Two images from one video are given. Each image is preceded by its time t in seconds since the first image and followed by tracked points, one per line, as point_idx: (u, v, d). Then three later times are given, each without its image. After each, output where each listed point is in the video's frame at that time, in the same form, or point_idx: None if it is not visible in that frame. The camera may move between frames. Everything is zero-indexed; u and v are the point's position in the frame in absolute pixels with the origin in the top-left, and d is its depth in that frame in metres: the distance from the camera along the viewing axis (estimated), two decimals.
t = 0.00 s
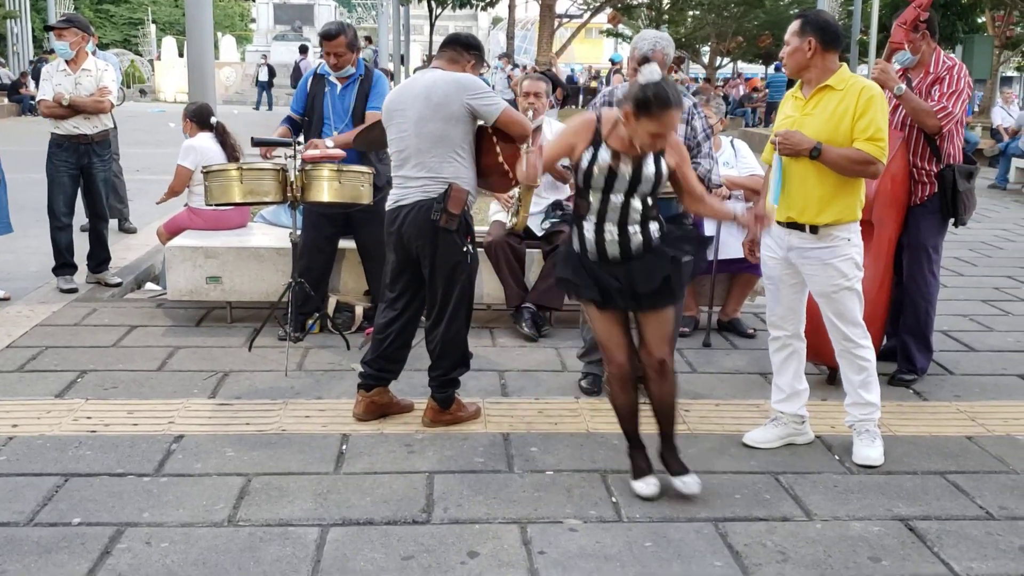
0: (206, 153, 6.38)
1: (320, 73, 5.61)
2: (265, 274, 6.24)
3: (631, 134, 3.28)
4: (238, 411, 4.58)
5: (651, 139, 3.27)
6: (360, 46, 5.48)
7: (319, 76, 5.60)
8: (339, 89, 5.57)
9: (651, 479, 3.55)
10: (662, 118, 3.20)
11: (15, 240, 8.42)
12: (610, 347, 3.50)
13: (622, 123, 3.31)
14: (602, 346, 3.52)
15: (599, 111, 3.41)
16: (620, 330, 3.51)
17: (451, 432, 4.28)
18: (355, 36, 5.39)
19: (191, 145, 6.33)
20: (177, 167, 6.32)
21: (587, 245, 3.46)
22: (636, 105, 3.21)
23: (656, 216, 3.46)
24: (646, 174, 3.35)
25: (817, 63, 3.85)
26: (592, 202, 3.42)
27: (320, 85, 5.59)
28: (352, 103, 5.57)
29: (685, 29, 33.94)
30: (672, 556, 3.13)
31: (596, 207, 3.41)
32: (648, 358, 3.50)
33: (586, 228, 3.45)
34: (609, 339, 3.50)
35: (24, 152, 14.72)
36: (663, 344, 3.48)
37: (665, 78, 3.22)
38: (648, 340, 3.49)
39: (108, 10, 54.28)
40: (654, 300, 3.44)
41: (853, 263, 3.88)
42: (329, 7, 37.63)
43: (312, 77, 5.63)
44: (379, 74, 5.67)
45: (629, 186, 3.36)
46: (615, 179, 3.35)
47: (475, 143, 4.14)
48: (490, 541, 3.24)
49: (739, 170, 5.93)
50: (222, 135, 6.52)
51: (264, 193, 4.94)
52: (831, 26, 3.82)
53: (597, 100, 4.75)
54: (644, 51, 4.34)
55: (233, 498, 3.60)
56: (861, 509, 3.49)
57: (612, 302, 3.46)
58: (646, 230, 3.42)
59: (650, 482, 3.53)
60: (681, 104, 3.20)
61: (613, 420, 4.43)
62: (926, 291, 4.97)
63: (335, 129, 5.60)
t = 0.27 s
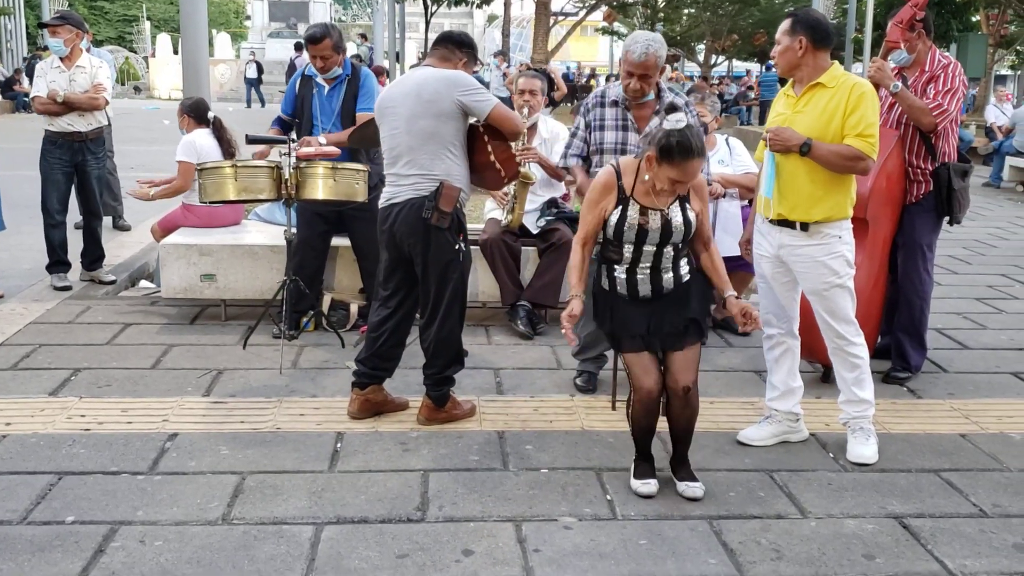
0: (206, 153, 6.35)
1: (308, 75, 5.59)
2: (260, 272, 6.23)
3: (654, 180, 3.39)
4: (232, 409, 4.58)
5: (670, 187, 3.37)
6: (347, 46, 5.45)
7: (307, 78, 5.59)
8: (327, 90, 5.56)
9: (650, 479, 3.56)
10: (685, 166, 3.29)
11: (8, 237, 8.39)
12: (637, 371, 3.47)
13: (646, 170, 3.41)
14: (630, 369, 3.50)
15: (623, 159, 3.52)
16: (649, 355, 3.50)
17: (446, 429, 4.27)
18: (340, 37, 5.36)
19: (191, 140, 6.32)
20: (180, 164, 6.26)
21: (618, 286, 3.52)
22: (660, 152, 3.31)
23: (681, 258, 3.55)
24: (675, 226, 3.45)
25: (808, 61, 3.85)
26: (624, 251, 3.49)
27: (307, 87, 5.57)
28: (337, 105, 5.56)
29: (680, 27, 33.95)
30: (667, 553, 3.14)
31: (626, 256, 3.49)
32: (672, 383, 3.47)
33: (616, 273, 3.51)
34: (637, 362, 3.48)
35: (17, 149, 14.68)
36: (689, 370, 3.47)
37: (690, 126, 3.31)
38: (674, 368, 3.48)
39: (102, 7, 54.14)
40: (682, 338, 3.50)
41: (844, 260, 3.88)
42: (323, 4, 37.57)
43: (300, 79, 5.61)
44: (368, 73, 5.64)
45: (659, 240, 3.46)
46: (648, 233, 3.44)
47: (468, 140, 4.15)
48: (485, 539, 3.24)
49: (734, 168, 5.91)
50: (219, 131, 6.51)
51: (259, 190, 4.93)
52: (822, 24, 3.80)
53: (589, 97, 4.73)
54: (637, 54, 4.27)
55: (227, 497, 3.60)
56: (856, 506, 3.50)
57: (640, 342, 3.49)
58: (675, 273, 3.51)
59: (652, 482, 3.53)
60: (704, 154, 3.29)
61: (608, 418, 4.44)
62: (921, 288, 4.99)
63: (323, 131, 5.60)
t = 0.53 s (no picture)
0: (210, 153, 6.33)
1: (302, 71, 5.56)
2: (255, 270, 6.22)
3: (652, 152, 3.36)
4: (227, 407, 4.57)
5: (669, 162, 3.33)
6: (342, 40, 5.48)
7: (301, 75, 5.56)
8: (323, 86, 5.55)
9: (646, 474, 3.57)
10: (681, 137, 3.24)
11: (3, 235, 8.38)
12: (631, 356, 3.50)
13: (646, 145, 3.39)
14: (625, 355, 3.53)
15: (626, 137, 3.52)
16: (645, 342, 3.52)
17: (441, 427, 4.27)
18: (335, 31, 5.40)
19: (191, 138, 6.29)
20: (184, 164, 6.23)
21: (618, 266, 3.50)
22: (656, 125, 3.28)
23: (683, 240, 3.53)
24: (675, 202, 3.44)
25: (800, 58, 3.85)
26: (624, 229, 3.49)
27: (302, 84, 5.55)
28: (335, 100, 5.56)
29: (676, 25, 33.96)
30: (663, 551, 3.14)
31: (627, 235, 3.49)
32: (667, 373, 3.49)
33: (617, 251, 3.50)
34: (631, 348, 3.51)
35: (12, 147, 14.66)
36: (683, 360, 3.47)
37: (686, 98, 3.28)
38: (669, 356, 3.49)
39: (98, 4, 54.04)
40: (680, 321, 3.47)
41: (836, 258, 3.89)
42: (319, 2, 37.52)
43: (294, 76, 5.58)
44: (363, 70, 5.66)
45: (658, 217, 3.46)
46: (647, 208, 3.45)
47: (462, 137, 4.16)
48: (481, 537, 3.24)
49: (730, 166, 5.89)
50: (217, 129, 6.51)
51: (253, 189, 4.91)
52: (814, 22, 3.80)
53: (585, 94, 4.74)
54: (632, 46, 4.28)
55: (223, 494, 3.59)
56: (851, 504, 3.51)
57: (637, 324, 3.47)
58: (676, 254, 3.48)
59: (644, 478, 3.54)
60: (700, 128, 3.24)
61: (604, 416, 4.44)
62: (916, 286, 5.01)
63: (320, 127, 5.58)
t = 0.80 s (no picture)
0: (206, 151, 6.33)
1: (306, 70, 5.57)
2: (254, 269, 6.22)
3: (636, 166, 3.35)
4: (227, 406, 4.58)
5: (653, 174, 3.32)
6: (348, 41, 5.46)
7: (306, 73, 5.56)
8: (328, 84, 5.55)
9: (647, 476, 3.57)
10: (664, 146, 3.24)
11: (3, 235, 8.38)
12: (649, 373, 3.44)
13: (630, 160, 3.39)
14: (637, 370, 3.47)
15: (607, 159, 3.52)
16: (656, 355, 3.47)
17: (440, 427, 4.27)
18: (343, 31, 5.37)
19: (190, 138, 6.28)
20: (180, 162, 6.22)
21: (611, 288, 3.51)
22: (638, 138, 3.29)
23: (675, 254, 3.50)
24: (657, 222, 3.43)
25: (797, 59, 3.86)
26: (610, 251, 3.48)
27: (306, 82, 5.55)
28: (340, 99, 5.55)
29: (676, 25, 33.96)
30: (662, 551, 3.14)
31: (614, 257, 3.48)
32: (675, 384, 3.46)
33: (608, 276, 3.50)
34: (643, 364, 3.46)
35: (12, 146, 14.66)
36: (691, 371, 3.46)
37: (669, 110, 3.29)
38: (678, 367, 3.47)
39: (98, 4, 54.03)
40: (681, 334, 3.46)
41: (834, 258, 3.88)
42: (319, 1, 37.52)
43: (298, 74, 5.58)
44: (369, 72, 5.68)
45: (643, 238, 3.44)
46: (630, 230, 3.44)
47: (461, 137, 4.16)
48: (480, 536, 3.24)
49: (729, 166, 5.93)
50: (217, 130, 6.50)
51: (253, 187, 4.93)
52: (809, 22, 3.81)
53: (580, 94, 4.70)
54: (632, 49, 4.26)
55: (222, 493, 3.59)
56: (850, 504, 3.51)
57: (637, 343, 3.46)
58: (666, 271, 3.47)
59: (688, 483, 3.51)
60: (681, 136, 3.24)
61: (603, 415, 4.44)
62: (916, 286, 5.01)
63: (322, 125, 5.58)
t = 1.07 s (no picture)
0: (206, 149, 6.31)
1: (311, 69, 5.57)
2: (256, 270, 6.23)
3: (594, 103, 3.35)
4: (228, 406, 4.58)
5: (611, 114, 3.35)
6: (356, 40, 5.49)
7: (312, 70, 5.57)
8: (333, 84, 5.55)
9: (611, 467, 3.58)
10: (622, 87, 3.25)
11: (4, 235, 8.39)
12: (576, 324, 3.55)
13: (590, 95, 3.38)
14: (569, 328, 3.58)
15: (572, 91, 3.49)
16: (588, 314, 3.57)
17: (442, 427, 4.28)
18: (351, 29, 5.42)
19: (190, 138, 6.29)
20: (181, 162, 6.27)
21: (563, 222, 3.49)
22: (599, 76, 3.29)
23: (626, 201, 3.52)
24: (617, 145, 3.42)
25: (797, 59, 3.86)
26: (568, 180, 3.48)
27: (311, 81, 5.54)
28: (346, 98, 5.55)
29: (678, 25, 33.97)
30: (663, 551, 3.14)
31: (570, 187, 3.48)
32: (618, 343, 3.57)
33: (560, 209, 3.49)
34: (577, 322, 3.56)
35: (13, 147, 14.66)
36: (632, 323, 3.53)
37: (630, 50, 3.28)
38: (618, 325, 3.55)
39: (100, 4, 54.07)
40: (615, 284, 3.50)
41: (836, 259, 3.89)
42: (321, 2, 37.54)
43: (303, 73, 5.59)
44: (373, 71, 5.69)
45: (601, 165, 3.44)
46: (591, 154, 3.42)
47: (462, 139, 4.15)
48: (482, 536, 3.24)
49: (731, 167, 5.91)
50: (220, 132, 6.50)
51: (255, 188, 4.93)
52: (810, 23, 3.81)
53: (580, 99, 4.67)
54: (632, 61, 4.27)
55: (224, 493, 3.60)
56: (852, 505, 3.50)
57: (574, 283, 3.50)
58: (618, 212, 3.49)
59: (613, 473, 3.56)
60: (644, 81, 3.25)
61: (605, 416, 4.44)
62: (918, 287, 5.01)
63: (327, 124, 5.57)
